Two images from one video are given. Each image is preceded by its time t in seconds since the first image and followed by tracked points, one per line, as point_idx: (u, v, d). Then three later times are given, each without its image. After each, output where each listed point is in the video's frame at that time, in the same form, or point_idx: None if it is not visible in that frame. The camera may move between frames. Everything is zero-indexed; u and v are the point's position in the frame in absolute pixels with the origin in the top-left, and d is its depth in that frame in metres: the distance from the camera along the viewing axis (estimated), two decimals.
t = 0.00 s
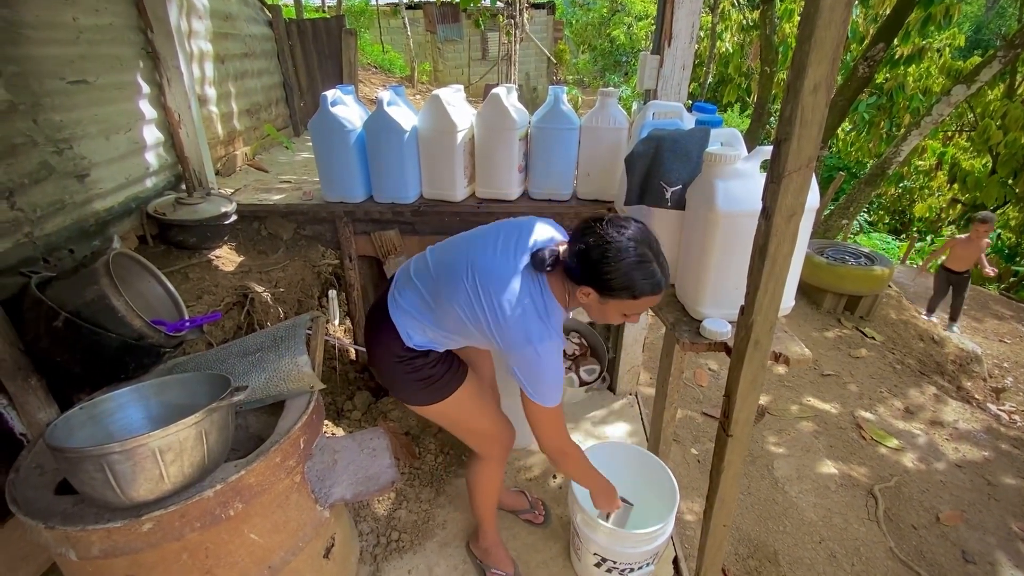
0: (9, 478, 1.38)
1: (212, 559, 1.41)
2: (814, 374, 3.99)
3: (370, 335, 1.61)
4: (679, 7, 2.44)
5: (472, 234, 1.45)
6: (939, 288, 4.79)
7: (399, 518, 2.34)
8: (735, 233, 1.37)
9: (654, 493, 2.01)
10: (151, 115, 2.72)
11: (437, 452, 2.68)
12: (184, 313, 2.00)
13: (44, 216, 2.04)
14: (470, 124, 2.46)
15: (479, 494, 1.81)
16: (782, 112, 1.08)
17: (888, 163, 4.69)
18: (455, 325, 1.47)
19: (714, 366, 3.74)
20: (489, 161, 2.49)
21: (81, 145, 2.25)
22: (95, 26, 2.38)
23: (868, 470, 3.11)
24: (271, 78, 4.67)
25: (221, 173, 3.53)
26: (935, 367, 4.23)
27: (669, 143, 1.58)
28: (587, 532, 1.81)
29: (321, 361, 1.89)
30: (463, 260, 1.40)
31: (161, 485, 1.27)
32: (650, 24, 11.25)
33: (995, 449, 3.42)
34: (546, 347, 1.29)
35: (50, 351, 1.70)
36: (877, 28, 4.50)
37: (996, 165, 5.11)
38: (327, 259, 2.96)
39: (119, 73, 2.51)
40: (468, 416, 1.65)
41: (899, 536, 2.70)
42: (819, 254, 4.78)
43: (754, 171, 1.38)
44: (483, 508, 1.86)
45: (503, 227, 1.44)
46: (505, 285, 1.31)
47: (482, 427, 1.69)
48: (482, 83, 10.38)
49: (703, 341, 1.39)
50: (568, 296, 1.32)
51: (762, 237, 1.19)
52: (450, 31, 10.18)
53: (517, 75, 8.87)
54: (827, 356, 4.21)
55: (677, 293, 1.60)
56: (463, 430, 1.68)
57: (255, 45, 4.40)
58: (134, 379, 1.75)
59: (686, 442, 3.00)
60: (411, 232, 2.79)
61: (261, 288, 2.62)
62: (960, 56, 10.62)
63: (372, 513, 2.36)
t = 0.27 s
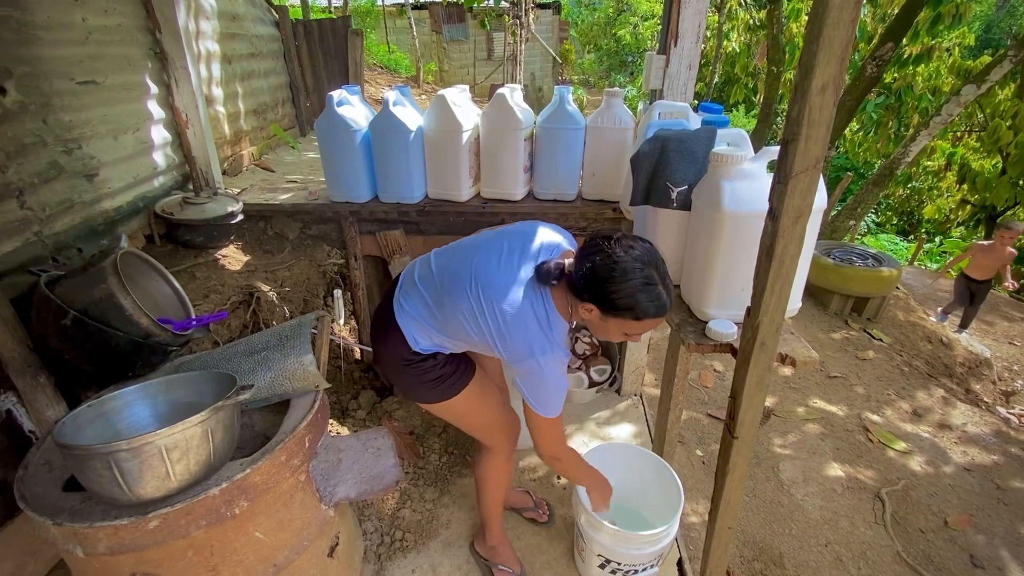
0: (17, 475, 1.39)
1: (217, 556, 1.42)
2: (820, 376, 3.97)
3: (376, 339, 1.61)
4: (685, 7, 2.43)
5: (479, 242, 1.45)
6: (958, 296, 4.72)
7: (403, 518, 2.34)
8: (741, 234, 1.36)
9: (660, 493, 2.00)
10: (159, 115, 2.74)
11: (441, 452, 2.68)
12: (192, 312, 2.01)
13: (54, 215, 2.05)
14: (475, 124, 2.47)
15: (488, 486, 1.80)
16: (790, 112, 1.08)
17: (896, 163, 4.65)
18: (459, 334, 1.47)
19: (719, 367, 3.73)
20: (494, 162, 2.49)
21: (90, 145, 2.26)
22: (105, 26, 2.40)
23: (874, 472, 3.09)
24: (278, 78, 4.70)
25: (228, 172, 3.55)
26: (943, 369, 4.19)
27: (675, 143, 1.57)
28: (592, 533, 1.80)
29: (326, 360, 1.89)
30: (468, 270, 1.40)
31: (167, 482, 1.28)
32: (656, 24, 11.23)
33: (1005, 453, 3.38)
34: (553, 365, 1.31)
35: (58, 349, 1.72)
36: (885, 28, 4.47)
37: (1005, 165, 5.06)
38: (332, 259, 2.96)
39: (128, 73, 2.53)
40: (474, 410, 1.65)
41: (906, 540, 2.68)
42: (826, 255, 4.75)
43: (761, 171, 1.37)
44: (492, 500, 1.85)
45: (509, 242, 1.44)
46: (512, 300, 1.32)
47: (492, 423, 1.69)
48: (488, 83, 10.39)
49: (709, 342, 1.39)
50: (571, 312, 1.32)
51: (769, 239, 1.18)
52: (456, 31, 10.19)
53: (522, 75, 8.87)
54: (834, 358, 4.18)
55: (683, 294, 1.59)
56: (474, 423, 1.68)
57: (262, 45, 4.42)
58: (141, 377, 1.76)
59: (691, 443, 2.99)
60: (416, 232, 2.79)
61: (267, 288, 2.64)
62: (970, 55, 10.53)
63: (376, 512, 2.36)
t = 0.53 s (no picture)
0: (30, 470, 1.41)
1: (225, 554, 1.43)
2: (831, 380, 3.93)
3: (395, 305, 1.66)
4: (695, 7, 2.42)
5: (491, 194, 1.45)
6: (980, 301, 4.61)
7: (409, 518, 2.34)
8: (750, 235, 1.35)
9: (666, 498, 1.99)
10: (171, 116, 2.77)
11: (447, 452, 2.68)
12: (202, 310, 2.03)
13: (68, 215, 2.07)
14: (483, 125, 2.47)
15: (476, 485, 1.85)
16: (801, 112, 1.07)
17: (909, 165, 4.60)
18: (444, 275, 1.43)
19: (728, 370, 3.70)
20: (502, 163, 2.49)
21: (104, 145, 2.29)
22: (119, 28, 2.43)
23: (885, 478, 3.05)
24: (288, 80, 4.73)
25: (238, 173, 3.58)
26: (956, 374, 4.13)
27: (683, 144, 1.56)
28: (597, 536, 1.79)
29: (333, 359, 1.90)
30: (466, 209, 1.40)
31: (176, 480, 1.29)
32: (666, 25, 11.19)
33: (1020, 460, 3.33)
34: (502, 275, 1.18)
35: (71, 346, 1.74)
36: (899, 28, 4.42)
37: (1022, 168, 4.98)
38: (341, 259, 2.93)
39: (141, 75, 2.56)
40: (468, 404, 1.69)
41: (918, 547, 2.65)
42: (837, 257, 4.71)
43: (770, 173, 1.36)
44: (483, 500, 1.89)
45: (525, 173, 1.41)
46: (495, 209, 1.27)
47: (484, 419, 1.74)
48: (496, 84, 10.41)
49: (717, 345, 1.37)
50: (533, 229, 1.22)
51: (779, 240, 1.17)
52: (464, 32, 10.20)
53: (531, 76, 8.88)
54: (845, 361, 4.14)
55: (691, 296, 1.58)
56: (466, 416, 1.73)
57: (273, 47, 4.46)
58: (152, 374, 1.78)
59: (698, 446, 2.97)
60: (423, 232, 2.80)
61: (275, 287, 2.63)
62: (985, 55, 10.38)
63: (382, 512, 2.37)
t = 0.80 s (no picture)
0: (49, 465, 1.44)
1: (237, 551, 1.45)
2: (846, 387, 3.88)
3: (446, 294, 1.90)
4: (710, 10, 2.41)
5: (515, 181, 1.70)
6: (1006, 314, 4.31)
7: (419, 518, 2.35)
8: (764, 240, 1.34)
9: (676, 504, 1.98)
10: (189, 119, 2.82)
11: (457, 454, 2.69)
12: (217, 309, 2.06)
13: (89, 215, 2.11)
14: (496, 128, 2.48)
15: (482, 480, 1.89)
16: (817, 116, 1.06)
17: (928, 168, 4.53)
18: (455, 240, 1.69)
19: (741, 375, 3.67)
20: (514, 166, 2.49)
21: (124, 147, 2.33)
22: (139, 33, 2.48)
23: (902, 488, 3.00)
24: (304, 83, 4.79)
25: (254, 175, 3.62)
26: (976, 382, 4.06)
27: (697, 147, 1.53)
28: (606, 540, 1.79)
29: (345, 359, 1.92)
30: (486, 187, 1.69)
31: (190, 477, 1.31)
32: (680, 27, 11.13)
33: None
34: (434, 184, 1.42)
35: (91, 344, 1.77)
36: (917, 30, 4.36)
37: None
38: (353, 260, 2.99)
39: (161, 78, 2.60)
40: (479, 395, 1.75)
41: (935, 559, 2.60)
42: (853, 262, 4.65)
43: (784, 176, 1.35)
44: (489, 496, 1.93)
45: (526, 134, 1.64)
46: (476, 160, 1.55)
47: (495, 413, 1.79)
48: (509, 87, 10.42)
49: (729, 349, 1.37)
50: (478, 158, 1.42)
51: (793, 245, 1.17)
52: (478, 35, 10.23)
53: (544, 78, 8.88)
54: (861, 368, 4.08)
55: (704, 300, 1.57)
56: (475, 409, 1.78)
57: (289, 50, 4.51)
58: (168, 373, 1.81)
59: (710, 452, 2.95)
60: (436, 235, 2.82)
61: (289, 288, 2.67)
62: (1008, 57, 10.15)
63: (392, 511, 2.38)
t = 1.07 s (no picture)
0: (75, 458, 1.48)
1: (254, 547, 1.47)
2: (867, 396, 3.81)
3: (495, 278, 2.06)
4: (729, 13, 2.39)
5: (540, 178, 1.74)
6: None
7: (431, 519, 2.36)
8: (784, 245, 1.33)
9: (690, 510, 1.97)
10: (212, 122, 2.88)
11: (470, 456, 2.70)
12: (236, 308, 2.10)
13: (116, 216, 2.17)
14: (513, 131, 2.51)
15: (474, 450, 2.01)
16: (838, 120, 1.05)
17: (954, 173, 4.44)
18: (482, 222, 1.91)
19: (758, 382, 3.63)
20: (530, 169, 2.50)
21: (150, 150, 2.39)
22: (167, 38, 2.54)
23: (924, 500, 2.93)
24: (324, 87, 4.86)
25: (274, 177, 3.69)
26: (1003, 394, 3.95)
27: (715, 151, 1.52)
28: (620, 546, 1.77)
29: (361, 360, 1.94)
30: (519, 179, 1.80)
31: (210, 472, 1.33)
32: (698, 31, 11.07)
33: None
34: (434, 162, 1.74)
35: (116, 341, 1.82)
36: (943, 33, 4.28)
37: None
38: (370, 262, 3.05)
39: (186, 82, 2.67)
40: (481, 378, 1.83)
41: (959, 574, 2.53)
42: (874, 268, 4.57)
43: (805, 181, 1.34)
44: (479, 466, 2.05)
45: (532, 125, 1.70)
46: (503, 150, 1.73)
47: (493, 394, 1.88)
48: (525, 91, 10.45)
49: (747, 355, 1.35)
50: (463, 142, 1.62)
51: (814, 249, 1.16)
52: (495, 39, 10.26)
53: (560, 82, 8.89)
54: (882, 377, 4.01)
55: (721, 305, 1.56)
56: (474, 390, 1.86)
57: (309, 55, 4.59)
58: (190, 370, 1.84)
59: (726, 459, 2.91)
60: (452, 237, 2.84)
61: (307, 288, 2.71)
62: None
63: (405, 512, 2.39)
